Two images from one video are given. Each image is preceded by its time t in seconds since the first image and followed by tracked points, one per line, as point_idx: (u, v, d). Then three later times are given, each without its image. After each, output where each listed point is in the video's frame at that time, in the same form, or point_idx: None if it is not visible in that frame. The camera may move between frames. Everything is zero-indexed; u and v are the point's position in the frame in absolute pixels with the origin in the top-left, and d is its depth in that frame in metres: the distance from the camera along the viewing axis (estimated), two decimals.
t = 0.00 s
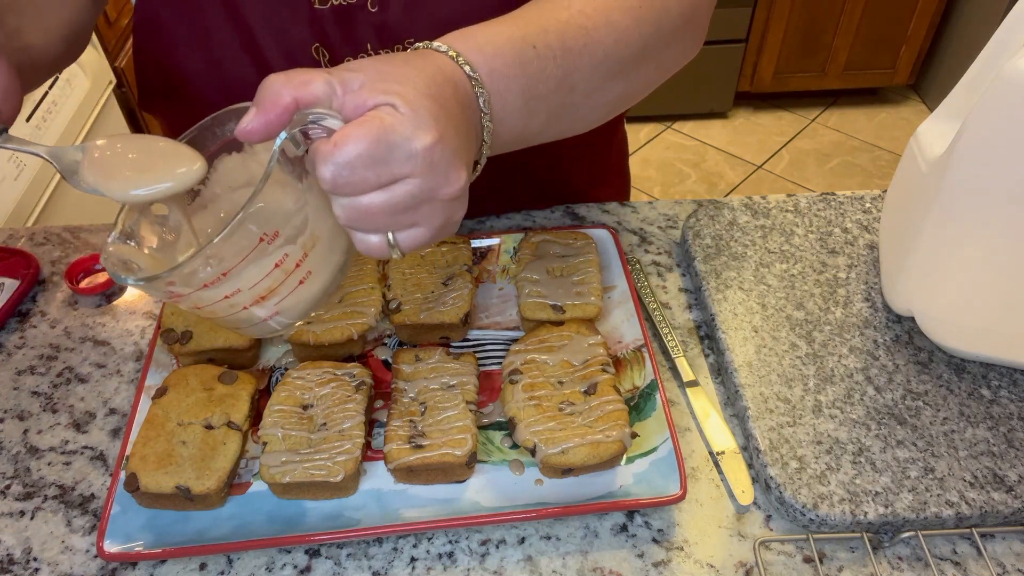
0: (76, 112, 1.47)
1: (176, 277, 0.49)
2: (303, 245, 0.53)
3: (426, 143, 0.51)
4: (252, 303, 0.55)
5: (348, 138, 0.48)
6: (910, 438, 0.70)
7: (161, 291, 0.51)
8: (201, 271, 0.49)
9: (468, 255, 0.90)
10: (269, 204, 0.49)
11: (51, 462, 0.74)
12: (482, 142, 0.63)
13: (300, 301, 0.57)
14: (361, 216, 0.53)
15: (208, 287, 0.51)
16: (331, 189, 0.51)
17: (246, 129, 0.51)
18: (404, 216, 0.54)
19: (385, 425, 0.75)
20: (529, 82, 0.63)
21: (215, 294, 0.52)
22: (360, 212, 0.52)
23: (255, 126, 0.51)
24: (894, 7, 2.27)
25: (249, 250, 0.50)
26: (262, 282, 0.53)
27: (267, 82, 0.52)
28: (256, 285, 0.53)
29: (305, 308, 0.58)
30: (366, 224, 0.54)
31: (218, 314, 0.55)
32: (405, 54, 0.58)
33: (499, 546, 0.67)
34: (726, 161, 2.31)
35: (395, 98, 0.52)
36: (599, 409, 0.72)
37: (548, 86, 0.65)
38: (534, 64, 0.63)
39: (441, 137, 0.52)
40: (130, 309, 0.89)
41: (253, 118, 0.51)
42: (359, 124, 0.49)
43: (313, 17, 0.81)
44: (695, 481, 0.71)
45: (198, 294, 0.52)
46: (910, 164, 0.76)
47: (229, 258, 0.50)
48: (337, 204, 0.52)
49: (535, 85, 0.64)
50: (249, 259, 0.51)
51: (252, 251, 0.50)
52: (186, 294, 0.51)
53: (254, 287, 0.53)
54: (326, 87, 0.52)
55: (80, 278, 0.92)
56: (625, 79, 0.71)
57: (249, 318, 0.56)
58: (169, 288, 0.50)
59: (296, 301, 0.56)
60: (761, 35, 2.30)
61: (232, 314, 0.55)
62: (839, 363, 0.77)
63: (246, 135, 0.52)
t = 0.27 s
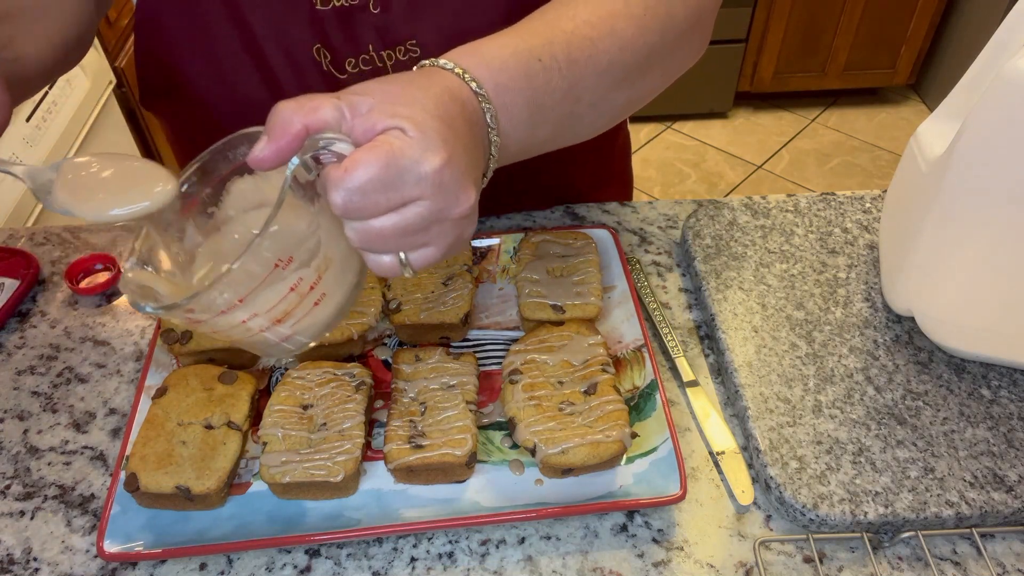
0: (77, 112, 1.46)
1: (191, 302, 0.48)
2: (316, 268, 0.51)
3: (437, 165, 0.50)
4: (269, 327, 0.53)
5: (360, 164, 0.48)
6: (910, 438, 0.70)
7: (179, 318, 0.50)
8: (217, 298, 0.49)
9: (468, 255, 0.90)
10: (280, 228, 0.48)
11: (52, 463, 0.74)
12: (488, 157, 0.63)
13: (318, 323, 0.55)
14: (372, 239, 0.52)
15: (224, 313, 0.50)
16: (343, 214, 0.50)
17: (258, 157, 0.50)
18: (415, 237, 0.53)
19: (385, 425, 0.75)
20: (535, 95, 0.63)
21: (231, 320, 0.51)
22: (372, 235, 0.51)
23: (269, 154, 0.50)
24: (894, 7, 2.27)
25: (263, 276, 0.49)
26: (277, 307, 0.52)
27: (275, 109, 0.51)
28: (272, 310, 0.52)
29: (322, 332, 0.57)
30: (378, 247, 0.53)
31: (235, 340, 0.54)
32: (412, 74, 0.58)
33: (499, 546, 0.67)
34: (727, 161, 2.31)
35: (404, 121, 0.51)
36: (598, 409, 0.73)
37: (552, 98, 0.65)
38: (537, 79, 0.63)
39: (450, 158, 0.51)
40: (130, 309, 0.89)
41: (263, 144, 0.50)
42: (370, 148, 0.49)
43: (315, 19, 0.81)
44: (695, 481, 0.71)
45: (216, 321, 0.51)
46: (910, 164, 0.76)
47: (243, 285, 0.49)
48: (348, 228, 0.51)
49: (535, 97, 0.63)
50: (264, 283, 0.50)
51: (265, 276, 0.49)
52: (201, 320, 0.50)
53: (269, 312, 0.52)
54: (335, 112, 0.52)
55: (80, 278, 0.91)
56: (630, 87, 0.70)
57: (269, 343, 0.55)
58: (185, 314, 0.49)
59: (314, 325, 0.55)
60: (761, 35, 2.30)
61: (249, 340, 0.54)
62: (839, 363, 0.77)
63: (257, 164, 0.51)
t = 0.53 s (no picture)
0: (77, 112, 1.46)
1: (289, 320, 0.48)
2: (400, 279, 0.51)
3: (513, 170, 0.50)
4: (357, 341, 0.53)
5: (440, 176, 0.48)
6: (910, 438, 0.70)
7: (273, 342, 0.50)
8: (312, 316, 0.49)
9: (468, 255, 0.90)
10: (366, 246, 0.48)
11: (52, 463, 0.74)
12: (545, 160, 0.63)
13: (402, 334, 0.55)
14: (450, 248, 0.52)
15: (317, 328, 0.50)
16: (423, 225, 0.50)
17: (341, 176, 0.49)
18: (493, 242, 0.53)
19: (385, 425, 0.75)
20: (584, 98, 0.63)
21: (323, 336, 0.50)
22: (451, 244, 0.52)
23: (351, 173, 0.49)
24: (894, 7, 2.27)
25: (353, 288, 0.49)
26: (366, 319, 0.51)
27: (352, 127, 0.50)
28: (362, 324, 0.51)
29: (402, 342, 0.56)
30: (456, 254, 0.53)
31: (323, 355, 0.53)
32: (466, 84, 0.58)
33: (499, 546, 0.67)
34: (727, 161, 2.31)
35: (477, 130, 0.51)
36: (599, 408, 0.73)
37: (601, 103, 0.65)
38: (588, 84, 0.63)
39: (524, 164, 0.52)
40: (130, 310, 0.89)
41: (345, 163, 0.49)
42: (447, 159, 0.49)
43: (319, 21, 0.81)
44: (695, 481, 0.71)
45: (309, 340, 0.51)
46: (910, 164, 0.76)
47: (335, 301, 0.49)
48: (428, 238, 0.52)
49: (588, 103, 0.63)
50: (353, 297, 0.49)
51: (354, 292, 0.49)
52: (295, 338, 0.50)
53: (357, 325, 0.51)
54: (408, 126, 0.51)
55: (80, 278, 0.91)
56: (669, 86, 0.70)
57: (357, 357, 0.55)
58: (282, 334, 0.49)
59: (396, 335, 0.54)
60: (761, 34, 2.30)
61: (335, 355, 0.53)
62: (839, 363, 0.77)
63: (337, 184, 0.50)
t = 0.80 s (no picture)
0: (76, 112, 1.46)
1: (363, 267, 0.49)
2: (468, 232, 0.52)
3: (586, 128, 0.54)
4: (423, 292, 0.54)
5: (518, 126, 0.52)
6: (910, 438, 0.70)
7: (341, 283, 0.50)
8: (386, 260, 0.49)
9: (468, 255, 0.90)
10: (445, 194, 0.48)
11: (52, 462, 0.74)
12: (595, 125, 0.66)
13: (463, 287, 0.56)
14: (519, 201, 0.56)
15: (388, 277, 0.50)
16: (500, 176, 0.53)
17: (419, 125, 0.51)
18: (558, 198, 0.57)
19: (385, 425, 0.75)
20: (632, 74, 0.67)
21: (391, 285, 0.51)
22: (520, 197, 0.55)
23: (428, 123, 0.51)
24: (894, 7, 2.27)
25: (427, 239, 0.49)
26: (435, 270, 0.52)
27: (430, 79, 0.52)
28: (430, 273, 0.52)
29: (461, 296, 0.57)
30: (524, 208, 0.56)
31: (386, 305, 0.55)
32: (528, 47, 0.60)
33: (499, 546, 0.67)
34: (727, 161, 2.31)
35: (551, 88, 0.55)
36: (599, 408, 0.73)
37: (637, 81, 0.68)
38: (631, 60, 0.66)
39: (595, 123, 0.55)
40: (130, 310, 0.89)
41: (423, 114, 0.51)
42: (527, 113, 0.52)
43: (330, 21, 0.81)
44: (695, 481, 0.71)
45: (377, 286, 0.51)
46: (910, 165, 0.76)
47: (410, 250, 0.49)
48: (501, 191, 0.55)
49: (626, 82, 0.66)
50: (427, 248, 0.50)
51: (430, 240, 0.49)
52: (366, 285, 0.51)
53: (426, 276, 0.52)
54: (485, 82, 0.54)
55: (80, 278, 0.91)
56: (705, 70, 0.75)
57: (417, 308, 0.56)
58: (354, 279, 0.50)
59: (458, 288, 0.55)
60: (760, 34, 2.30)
61: (399, 304, 0.55)
62: (839, 363, 0.77)
63: (414, 134, 0.52)
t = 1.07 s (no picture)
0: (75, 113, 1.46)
1: (392, 207, 0.51)
2: (492, 182, 0.55)
3: (614, 88, 0.57)
4: (443, 239, 0.56)
5: (548, 80, 0.55)
6: (910, 438, 0.70)
7: (367, 224, 0.52)
8: (416, 200, 0.51)
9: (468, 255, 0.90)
10: (474, 142, 0.51)
11: (52, 462, 0.74)
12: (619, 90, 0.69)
13: (480, 241, 0.58)
14: (544, 155, 0.59)
15: (415, 219, 0.53)
16: (529, 128, 0.56)
17: (452, 74, 0.52)
18: (582, 156, 0.60)
19: (385, 425, 0.75)
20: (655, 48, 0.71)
21: (416, 228, 0.54)
22: (546, 151, 0.58)
23: (462, 71, 0.53)
24: (894, 7, 2.27)
25: (456, 184, 0.52)
26: (460, 217, 0.55)
27: (466, 30, 0.55)
28: (454, 219, 0.54)
29: (478, 250, 0.60)
30: (549, 163, 0.59)
31: (407, 252, 0.57)
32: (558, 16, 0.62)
33: (499, 546, 0.67)
34: (727, 161, 2.31)
35: (582, 48, 0.57)
36: (599, 409, 0.72)
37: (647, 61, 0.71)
38: (649, 40, 0.70)
39: (622, 84, 0.58)
40: (130, 310, 0.89)
41: (458, 63, 0.52)
42: (558, 68, 0.55)
43: (341, 19, 0.81)
44: (695, 481, 0.71)
45: (402, 227, 0.53)
46: (910, 165, 0.76)
47: (439, 193, 0.51)
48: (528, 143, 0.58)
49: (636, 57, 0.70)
50: (454, 194, 0.52)
51: (459, 183, 0.52)
52: (392, 228, 0.53)
53: (449, 223, 0.55)
54: (518, 39, 0.56)
55: (80, 278, 0.91)
56: (720, 57, 0.81)
57: (434, 257, 0.58)
58: (382, 220, 0.52)
59: (477, 240, 0.58)
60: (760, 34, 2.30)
61: (419, 251, 0.57)
62: (839, 363, 0.77)
63: (446, 83, 0.54)
